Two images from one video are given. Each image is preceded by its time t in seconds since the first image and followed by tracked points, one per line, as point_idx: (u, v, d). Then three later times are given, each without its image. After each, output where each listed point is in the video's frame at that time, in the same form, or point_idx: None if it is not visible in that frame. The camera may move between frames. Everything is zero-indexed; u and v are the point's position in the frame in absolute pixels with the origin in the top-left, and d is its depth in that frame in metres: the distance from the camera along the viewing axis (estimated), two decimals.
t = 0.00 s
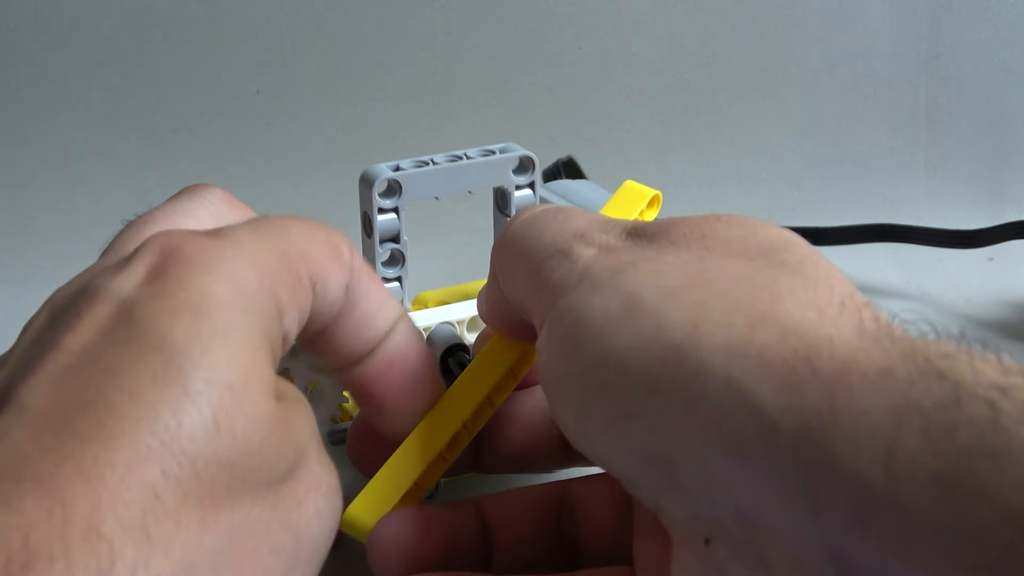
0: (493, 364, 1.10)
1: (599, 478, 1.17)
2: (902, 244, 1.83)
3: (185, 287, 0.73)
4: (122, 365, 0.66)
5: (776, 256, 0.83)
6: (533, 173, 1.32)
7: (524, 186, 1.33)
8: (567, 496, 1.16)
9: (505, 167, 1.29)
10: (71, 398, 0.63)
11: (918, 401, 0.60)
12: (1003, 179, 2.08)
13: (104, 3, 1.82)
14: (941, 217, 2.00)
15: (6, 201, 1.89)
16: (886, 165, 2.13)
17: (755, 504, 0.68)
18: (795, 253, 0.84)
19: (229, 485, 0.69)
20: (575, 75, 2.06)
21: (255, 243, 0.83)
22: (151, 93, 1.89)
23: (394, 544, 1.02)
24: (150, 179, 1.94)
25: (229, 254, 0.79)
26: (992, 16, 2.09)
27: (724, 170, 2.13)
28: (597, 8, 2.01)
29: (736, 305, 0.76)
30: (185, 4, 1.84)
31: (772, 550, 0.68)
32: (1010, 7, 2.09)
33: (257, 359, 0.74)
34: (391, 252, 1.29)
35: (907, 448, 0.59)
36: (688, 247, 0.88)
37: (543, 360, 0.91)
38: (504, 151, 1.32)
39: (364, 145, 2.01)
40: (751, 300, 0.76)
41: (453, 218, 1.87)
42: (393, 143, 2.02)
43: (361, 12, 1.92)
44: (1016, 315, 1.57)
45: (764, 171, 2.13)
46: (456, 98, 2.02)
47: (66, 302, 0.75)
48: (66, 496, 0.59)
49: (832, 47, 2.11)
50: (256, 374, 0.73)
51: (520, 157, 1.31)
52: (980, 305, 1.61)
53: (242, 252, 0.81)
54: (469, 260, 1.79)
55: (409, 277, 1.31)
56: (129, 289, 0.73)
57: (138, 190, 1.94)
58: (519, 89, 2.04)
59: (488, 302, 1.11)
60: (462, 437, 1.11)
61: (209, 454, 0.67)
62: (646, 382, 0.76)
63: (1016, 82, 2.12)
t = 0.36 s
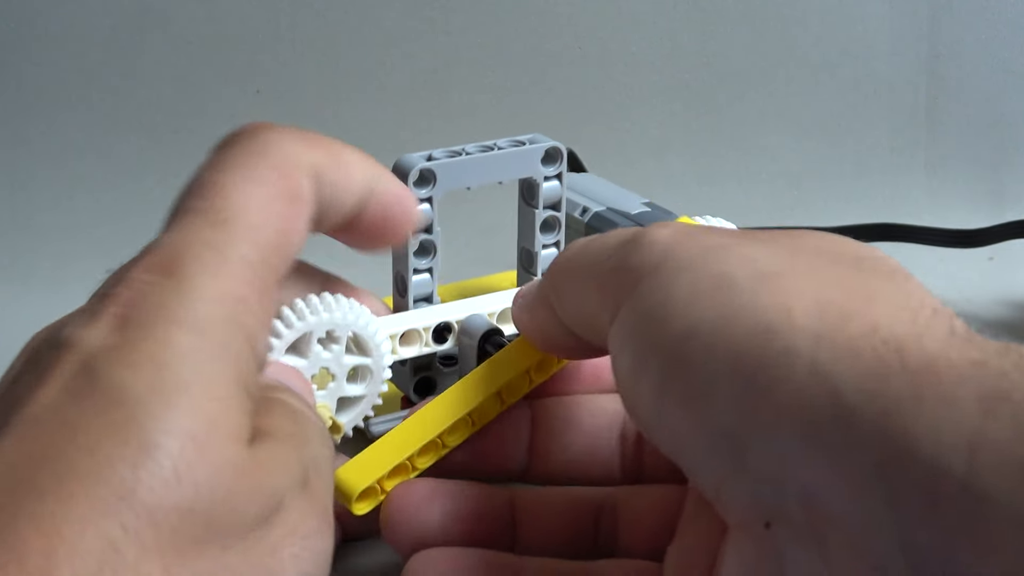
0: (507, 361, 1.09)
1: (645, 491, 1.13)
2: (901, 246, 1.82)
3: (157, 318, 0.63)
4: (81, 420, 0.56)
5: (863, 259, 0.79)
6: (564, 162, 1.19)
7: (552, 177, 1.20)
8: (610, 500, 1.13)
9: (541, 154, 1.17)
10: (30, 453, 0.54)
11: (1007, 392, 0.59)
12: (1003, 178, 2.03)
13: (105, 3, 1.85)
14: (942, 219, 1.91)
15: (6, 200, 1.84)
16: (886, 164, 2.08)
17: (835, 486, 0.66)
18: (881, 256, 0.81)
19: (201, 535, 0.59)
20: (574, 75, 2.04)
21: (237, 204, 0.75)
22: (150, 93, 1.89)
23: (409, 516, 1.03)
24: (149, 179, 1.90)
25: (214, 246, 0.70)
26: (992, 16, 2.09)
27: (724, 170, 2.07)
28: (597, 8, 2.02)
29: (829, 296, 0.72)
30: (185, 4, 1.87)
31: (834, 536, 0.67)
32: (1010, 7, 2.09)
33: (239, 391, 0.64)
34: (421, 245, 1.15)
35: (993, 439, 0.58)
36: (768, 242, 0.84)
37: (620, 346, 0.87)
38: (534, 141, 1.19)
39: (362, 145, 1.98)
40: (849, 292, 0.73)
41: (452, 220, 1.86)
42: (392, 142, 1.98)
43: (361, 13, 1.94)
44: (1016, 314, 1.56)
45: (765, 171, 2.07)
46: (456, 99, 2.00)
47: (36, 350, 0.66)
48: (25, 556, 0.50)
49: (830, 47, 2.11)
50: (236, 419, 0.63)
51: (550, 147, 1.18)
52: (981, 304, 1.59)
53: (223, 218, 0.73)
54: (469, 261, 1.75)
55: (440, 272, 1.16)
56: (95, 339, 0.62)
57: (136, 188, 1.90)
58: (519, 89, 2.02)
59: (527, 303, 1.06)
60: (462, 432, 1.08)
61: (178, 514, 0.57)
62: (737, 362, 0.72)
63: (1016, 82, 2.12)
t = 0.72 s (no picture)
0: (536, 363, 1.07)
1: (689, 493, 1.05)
2: (903, 245, 1.81)
3: (57, 318, 0.78)
4: None
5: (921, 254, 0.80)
6: (557, 167, 1.18)
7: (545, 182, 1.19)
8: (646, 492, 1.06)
9: (533, 159, 1.16)
10: None
11: None
12: (1005, 176, 1.97)
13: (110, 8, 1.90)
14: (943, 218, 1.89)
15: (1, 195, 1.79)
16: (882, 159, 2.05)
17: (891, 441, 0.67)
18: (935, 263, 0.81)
19: (106, 507, 0.70)
20: (573, 75, 2.05)
21: (166, 248, 0.95)
22: (151, 93, 1.91)
23: (443, 471, 0.99)
24: (145, 176, 1.85)
25: (123, 268, 0.89)
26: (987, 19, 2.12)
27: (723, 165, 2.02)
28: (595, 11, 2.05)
29: (897, 275, 0.74)
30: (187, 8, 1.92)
31: (894, 498, 0.67)
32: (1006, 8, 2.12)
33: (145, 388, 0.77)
34: (414, 253, 1.13)
35: None
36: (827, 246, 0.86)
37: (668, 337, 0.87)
38: (524, 145, 1.17)
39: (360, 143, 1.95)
40: (920, 274, 0.74)
41: (451, 223, 1.85)
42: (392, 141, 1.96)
43: (362, 17, 1.98)
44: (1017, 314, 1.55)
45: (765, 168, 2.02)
46: (455, 97, 1.99)
47: None
48: None
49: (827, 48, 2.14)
50: (142, 409, 0.75)
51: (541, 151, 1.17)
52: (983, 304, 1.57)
53: (155, 254, 0.94)
54: (468, 260, 1.74)
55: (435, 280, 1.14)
56: None
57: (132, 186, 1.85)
58: (518, 88, 2.02)
59: (555, 337, 1.06)
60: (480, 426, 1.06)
61: (81, 481, 0.70)
62: (795, 334, 0.74)
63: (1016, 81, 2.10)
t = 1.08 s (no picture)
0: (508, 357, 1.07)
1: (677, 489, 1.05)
2: (902, 245, 1.81)
3: (27, 311, 0.81)
4: None
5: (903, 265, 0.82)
6: (558, 167, 1.18)
7: (546, 183, 1.19)
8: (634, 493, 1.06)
9: (535, 159, 1.16)
10: None
11: None
12: (1006, 177, 1.99)
13: (107, 4, 1.89)
14: (942, 218, 1.91)
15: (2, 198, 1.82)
16: (887, 161, 2.05)
17: (877, 462, 0.69)
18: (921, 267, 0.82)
19: (65, 486, 0.71)
20: (574, 75, 2.05)
21: (145, 246, 0.97)
22: (150, 92, 1.91)
23: (426, 482, 1.01)
24: (146, 179, 1.88)
25: (99, 265, 0.91)
26: (988, 17, 2.13)
27: (724, 169, 2.03)
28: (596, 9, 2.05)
29: (879, 290, 0.76)
30: (187, 5, 1.91)
31: (877, 519, 0.70)
32: (1008, 7, 2.12)
33: (105, 370, 0.78)
34: (415, 253, 1.14)
35: None
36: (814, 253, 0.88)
37: (658, 338, 0.88)
38: (526, 146, 1.18)
39: (361, 145, 1.96)
40: (902, 288, 0.76)
41: (452, 223, 1.85)
42: (392, 141, 1.96)
43: (361, 12, 1.96)
44: (1018, 314, 1.56)
45: (765, 170, 2.03)
46: (456, 98, 1.99)
47: None
48: None
49: (828, 46, 2.13)
50: (102, 390, 0.77)
51: (542, 152, 1.17)
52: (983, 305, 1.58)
53: (133, 253, 0.96)
54: (469, 260, 1.74)
55: (434, 281, 1.15)
56: None
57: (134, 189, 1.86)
58: (518, 88, 2.02)
59: (544, 323, 1.05)
60: (455, 420, 1.05)
61: (41, 461, 0.71)
62: (780, 343, 0.76)
63: (1014, 80, 2.11)
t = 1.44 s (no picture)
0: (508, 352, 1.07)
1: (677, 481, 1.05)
2: (902, 245, 1.81)
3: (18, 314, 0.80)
4: None
5: (893, 269, 0.83)
6: (558, 167, 1.18)
7: (546, 183, 1.19)
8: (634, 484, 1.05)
9: (534, 159, 1.16)
10: None
11: None
12: (1006, 177, 2.00)
13: (106, 4, 1.88)
14: (942, 218, 1.91)
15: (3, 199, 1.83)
16: (887, 161, 2.05)
17: (877, 471, 0.69)
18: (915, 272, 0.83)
19: (64, 492, 0.71)
20: (574, 75, 2.04)
21: (134, 244, 0.97)
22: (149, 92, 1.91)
23: (428, 465, 1.01)
24: (145, 179, 1.88)
25: (90, 265, 0.91)
26: (988, 16, 2.12)
27: (724, 169, 2.03)
28: (596, 9, 2.05)
29: (880, 298, 0.76)
30: (186, 5, 1.90)
31: (876, 525, 0.69)
32: (1008, 7, 2.12)
33: (102, 379, 0.78)
34: (415, 253, 1.14)
35: None
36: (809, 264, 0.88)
37: (660, 349, 0.88)
38: (526, 146, 1.17)
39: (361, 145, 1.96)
40: (904, 295, 0.76)
41: (452, 223, 1.86)
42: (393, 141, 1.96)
43: (361, 12, 1.96)
44: (1018, 315, 1.56)
45: (765, 170, 2.03)
46: (456, 98, 1.99)
47: None
48: None
49: (828, 45, 2.12)
50: (98, 400, 0.76)
51: (542, 153, 1.17)
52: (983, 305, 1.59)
53: (122, 251, 0.96)
54: (469, 259, 1.74)
55: (434, 281, 1.14)
56: None
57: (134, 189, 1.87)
58: (518, 88, 2.02)
59: (546, 325, 1.05)
60: (459, 414, 1.05)
61: (40, 466, 0.71)
62: (783, 354, 0.76)
63: (1014, 80, 2.10)
